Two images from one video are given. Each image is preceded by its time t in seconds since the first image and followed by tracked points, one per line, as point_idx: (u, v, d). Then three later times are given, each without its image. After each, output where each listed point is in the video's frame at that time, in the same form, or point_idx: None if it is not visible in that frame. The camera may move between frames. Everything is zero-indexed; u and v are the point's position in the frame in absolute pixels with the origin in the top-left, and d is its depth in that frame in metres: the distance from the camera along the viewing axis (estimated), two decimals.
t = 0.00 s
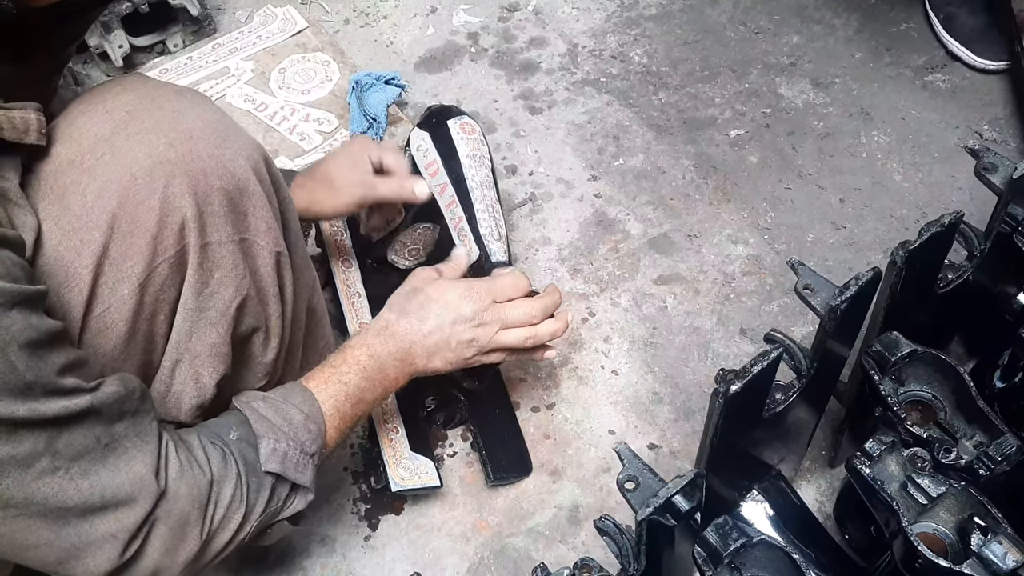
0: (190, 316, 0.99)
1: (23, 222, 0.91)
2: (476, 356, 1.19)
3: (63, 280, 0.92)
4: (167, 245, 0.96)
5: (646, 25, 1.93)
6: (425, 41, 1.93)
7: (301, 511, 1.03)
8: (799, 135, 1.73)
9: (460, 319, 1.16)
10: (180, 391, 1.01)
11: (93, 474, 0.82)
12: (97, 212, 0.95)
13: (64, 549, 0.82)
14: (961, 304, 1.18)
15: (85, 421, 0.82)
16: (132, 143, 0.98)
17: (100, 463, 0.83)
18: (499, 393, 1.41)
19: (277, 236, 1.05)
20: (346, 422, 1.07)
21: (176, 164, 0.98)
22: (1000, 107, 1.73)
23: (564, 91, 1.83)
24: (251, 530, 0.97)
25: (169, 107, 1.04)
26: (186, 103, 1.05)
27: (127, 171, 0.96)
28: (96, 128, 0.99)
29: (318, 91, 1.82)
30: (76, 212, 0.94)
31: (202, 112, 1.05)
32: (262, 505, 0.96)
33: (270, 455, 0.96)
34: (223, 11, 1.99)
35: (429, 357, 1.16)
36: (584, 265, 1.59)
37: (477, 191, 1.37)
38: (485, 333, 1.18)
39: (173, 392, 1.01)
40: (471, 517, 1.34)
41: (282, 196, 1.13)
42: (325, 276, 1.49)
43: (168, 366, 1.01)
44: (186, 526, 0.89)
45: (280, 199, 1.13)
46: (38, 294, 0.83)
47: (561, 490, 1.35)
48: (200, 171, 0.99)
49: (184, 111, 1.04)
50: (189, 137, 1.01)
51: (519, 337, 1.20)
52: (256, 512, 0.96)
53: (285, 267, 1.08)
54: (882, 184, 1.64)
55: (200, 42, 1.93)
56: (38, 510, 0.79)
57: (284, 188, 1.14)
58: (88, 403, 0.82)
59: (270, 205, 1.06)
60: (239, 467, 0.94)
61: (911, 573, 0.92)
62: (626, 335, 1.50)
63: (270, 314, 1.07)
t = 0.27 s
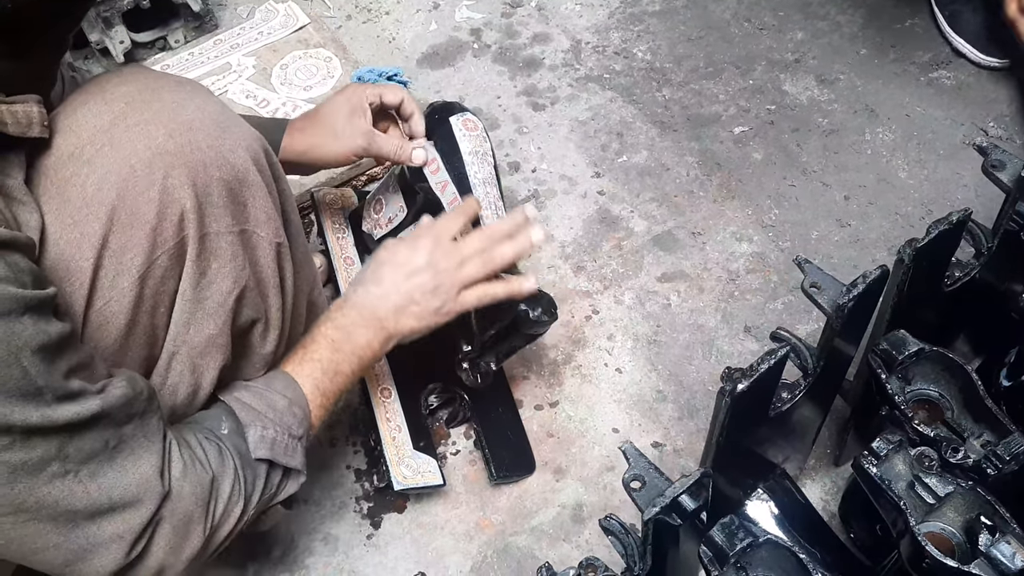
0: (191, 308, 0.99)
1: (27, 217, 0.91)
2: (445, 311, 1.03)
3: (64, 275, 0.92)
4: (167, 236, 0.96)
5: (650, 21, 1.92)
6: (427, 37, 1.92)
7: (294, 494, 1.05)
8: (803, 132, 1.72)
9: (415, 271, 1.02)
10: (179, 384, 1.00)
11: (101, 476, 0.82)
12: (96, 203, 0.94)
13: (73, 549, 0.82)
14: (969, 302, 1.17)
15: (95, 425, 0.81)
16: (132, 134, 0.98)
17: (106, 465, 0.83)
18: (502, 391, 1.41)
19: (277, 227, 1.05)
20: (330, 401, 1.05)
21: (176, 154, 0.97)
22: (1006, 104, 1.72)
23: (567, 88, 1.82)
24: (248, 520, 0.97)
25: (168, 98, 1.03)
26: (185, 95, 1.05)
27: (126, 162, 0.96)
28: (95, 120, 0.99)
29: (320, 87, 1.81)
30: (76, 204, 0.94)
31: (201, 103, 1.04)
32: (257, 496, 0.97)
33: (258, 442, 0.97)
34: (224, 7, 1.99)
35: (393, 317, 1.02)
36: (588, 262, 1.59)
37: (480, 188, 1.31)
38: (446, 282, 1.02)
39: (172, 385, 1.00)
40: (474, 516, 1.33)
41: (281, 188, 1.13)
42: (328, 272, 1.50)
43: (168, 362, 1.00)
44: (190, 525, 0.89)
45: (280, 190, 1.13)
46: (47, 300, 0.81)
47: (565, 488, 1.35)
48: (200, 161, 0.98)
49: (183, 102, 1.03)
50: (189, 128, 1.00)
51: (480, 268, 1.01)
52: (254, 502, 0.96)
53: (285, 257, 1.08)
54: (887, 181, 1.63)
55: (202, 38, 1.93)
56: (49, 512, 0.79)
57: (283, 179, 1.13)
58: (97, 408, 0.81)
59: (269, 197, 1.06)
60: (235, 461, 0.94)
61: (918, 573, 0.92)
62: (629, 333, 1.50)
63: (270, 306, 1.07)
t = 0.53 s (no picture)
0: (191, 306, 0.99)
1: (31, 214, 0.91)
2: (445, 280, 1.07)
3: (64, 272, 0.91)
4: (166, 234, 0.96)
5: (651, 19, 1.92)
6: (428, 35, 1.91)
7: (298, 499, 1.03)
8: (805, 131, 1.72)
9: (413, 248, 1.05)
10: (182, 382, 1.00)
11: (103, 483, 0.82)
12: (94, 200, 0.94)
13: (77, 555, 0.82)
14: (972, 303, 1.17)
15: (97, 431, 0.81)
16: (130, 131, 0.98)
17: (108, 473, 0.82)
18: (503, 392, 1.42)
19: (278, 224, 1.05)
20: (340, 400, 1.02)
21: (174, 151, 0.97)
22: (1007, 103, 1.71)
23: (568, 86, 1.82)
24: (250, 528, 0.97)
25: (167, 95, 1.03)
26: (184, 91, 1.05)
27: (124, 160, 0.96)
28: (94, 117, 0.99)
29: (321, 85, 1.81)
30: (75, 202, 0.94)
31: (200, 99, 1.04)
32: (258, 507, 0.96)
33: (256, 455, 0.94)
34: (225, 4, 1.99)
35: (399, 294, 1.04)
36: (589, 261, 1.58)
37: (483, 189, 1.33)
38: (444, 250, 1.07)
39: (175, 382, 1.00)
40: (475, 515, 1.34)
41: (281, 184, 1.13)
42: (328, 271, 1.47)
43: (171, 359, 1.00)
44: (188, 534, 0.88)
45: (279, 186, 1.13)
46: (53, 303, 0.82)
47: (566, 487, 1.35)
48: (198, 158, 0.98)
49: (182, 99, 1.03)
50: (187, 125, 1.00)
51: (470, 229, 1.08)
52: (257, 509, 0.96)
53: (286, 254, 1.07)
54: (888, 180, 1.63)
55: (202, 36, 1.93)
56: (53, 521, 0.79)
57: (284, 175, 1.13)
58: (100, 414, 0.81)
59: (269, 193, 1.06)
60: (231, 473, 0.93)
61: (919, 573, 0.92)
62: (630, 332, 1.50)
63: (273, 303, 1.07)
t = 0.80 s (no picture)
0: (188, 304, 0.99)
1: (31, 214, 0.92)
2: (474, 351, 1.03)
3: (58, 271, 0.91)
4: (162, 232, 0.96)
5: (651, 15, 1.92)
6: (429, 31, 1.92)
7: (280, 536, 1.00)
8: (804, 128, 1.72)
9: (446, 310, 1.01)
10: (182, 381, 1.01)
11: (77, 502, 0.81)
12: (91, 200, 0.94)
13: None
14: (970, 298, 1.17)
15: (79, 446, 0.81)
16: (127, 130, 0.98)
17: (89, 487, 0.82)
18: (504, 388, 1.41)
19: (275, 221, 1.05)
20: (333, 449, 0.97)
21: (171, 150, 0.98)
22: (1007, 100, 1.72)
23: (568, 82, 1.82)
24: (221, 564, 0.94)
25: (163, 92, 1.03)
26: (180, 88, 1.05)
27: (121, 158, 0.96)
28: (91, 116, 0.99)
29: (322, 81, 1.81)
30: (72, 201, 0.94)
31: (196, 96, 1.04)
32: (236, 537, 0.93)
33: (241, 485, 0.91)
34: None
35: (424, 351, 1.00)
36: (589, 257, 1.59)
37: (483, 183, 1.36)
38: (478, 320, 1.02)
39: (175, 381, 1.01)
40: (475, 510, 1.34)
41: (279, 181, 1.13)
42: (329, 267, 1.49)
43: (168, 357, 1.00)
44: (155, 560, 0.86)
45: (278, 183, 1.13)
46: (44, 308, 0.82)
47: (565, 482, 1.35)
48: (195, 156, 0.98)
49: (178, 96, 1.03)
50: (184, 123, 1.00)
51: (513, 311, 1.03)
52: (229, 547, 0.93)
53: (284, 251, 1.08)
54: (888, 177, 1.63)
55: (203, 32, 1.93)
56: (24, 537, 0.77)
57: (282, 173, 1.14)
58: (81, 428, 0.81)
59: (267, 191, 1.06)
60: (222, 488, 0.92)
61: (918, 568, 0.92)
62: (630, 327, 1.50)
63: (270, 300, 1.07)
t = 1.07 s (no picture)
0: (196, 295, 1.00)
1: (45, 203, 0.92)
2: (490, 342, 1.18)
3: (70, 261, 0.92)
4: (172, 223, 0.97)
5: (651, 13, 1.93)
6: (429, 29, 1.92)
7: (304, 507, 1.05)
8: (804, 125, 1.73)
9: (465, 306, 1.16)
10: (189, 371, 1.01)
11: (109, 469, 0.83)
12: (101, 191, 0.94)
13: (81, 541, 0.82)
14: (967, 293, 1.18)
15: (104, 417, 0.82)
16: (136, 122, 0.98)
17: (117, 457, 0.84)
18: (504, 382, 1.40)
19: (282, 214, 1.06)
20: (352, 420, 1.08)
21: (180, 142, 0.98)
22: (1005, 97, 1.72)
23: (568, 79, 1.83)
24: (253, 528, 0.98)
25: (170, 87, 1.04)
26: (187, 83, 1.06)
27: (131, 150, 0.96)
28: (100, 110, 1.00)
29: (323, 78, 1.82)
30: (83, 192, 0.94)
31: (204, 91, 1.06)
32: (265, 503, 0.97)
33: (271, 450, 0.97)
34: None
35: (445, 339, 1.16)
36: (589, 254, 1.59)
37: (483, 178, 1.36)
38: (494, 317, 1.17)
39: (182, 372, 1.01)
40: (475, 504, 1.35)
41: (286, 176, 1.14)
42: (329, 261, 1.49)
43: (177, 348, 1.00)
44: (192, 521, 0.89)
45: (285, 178, 1.14)
46: (63, 292, 0.82)
47: (565, 477, 1.36)
48: (203, 148, 0.99)
49: (186, 90, 1.04)
50: (192, 115, 1.01)
51: (528, 314, 1.17)
52: (259, 511, 0.97)
53: (290, 244, 1.09)
54: (887, 174, 1.64)
55: (204, 28, 1.94)
56: (59, 504, 0.79)
57: (288, 168, 1.14)
58: (107, 399, 0.82)
59: (274, 184, 1.07)
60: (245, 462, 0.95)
61: (915, 561, 0.92)
62: (629, 323, 1.51)
63: (276, 293, 1.08)
